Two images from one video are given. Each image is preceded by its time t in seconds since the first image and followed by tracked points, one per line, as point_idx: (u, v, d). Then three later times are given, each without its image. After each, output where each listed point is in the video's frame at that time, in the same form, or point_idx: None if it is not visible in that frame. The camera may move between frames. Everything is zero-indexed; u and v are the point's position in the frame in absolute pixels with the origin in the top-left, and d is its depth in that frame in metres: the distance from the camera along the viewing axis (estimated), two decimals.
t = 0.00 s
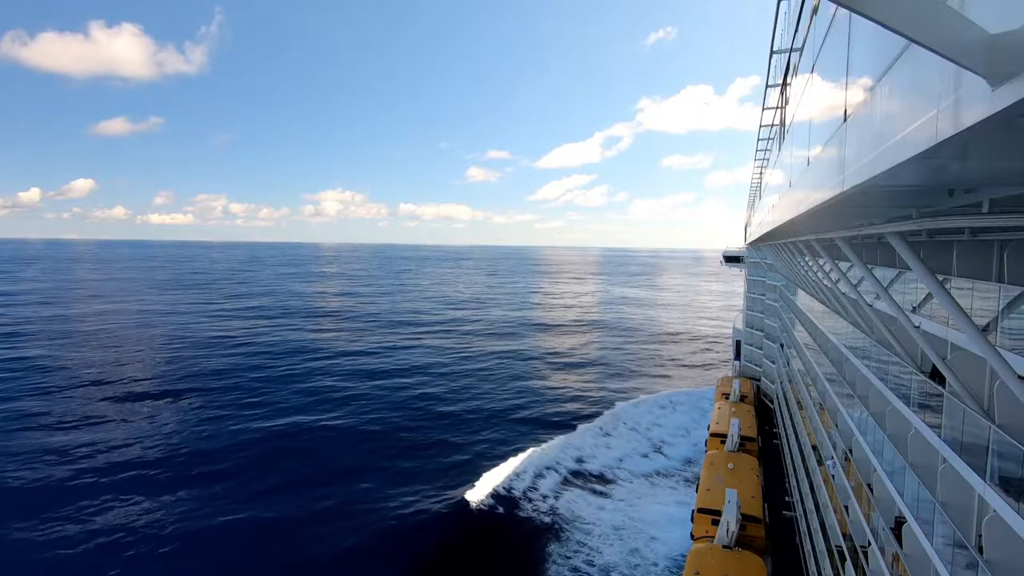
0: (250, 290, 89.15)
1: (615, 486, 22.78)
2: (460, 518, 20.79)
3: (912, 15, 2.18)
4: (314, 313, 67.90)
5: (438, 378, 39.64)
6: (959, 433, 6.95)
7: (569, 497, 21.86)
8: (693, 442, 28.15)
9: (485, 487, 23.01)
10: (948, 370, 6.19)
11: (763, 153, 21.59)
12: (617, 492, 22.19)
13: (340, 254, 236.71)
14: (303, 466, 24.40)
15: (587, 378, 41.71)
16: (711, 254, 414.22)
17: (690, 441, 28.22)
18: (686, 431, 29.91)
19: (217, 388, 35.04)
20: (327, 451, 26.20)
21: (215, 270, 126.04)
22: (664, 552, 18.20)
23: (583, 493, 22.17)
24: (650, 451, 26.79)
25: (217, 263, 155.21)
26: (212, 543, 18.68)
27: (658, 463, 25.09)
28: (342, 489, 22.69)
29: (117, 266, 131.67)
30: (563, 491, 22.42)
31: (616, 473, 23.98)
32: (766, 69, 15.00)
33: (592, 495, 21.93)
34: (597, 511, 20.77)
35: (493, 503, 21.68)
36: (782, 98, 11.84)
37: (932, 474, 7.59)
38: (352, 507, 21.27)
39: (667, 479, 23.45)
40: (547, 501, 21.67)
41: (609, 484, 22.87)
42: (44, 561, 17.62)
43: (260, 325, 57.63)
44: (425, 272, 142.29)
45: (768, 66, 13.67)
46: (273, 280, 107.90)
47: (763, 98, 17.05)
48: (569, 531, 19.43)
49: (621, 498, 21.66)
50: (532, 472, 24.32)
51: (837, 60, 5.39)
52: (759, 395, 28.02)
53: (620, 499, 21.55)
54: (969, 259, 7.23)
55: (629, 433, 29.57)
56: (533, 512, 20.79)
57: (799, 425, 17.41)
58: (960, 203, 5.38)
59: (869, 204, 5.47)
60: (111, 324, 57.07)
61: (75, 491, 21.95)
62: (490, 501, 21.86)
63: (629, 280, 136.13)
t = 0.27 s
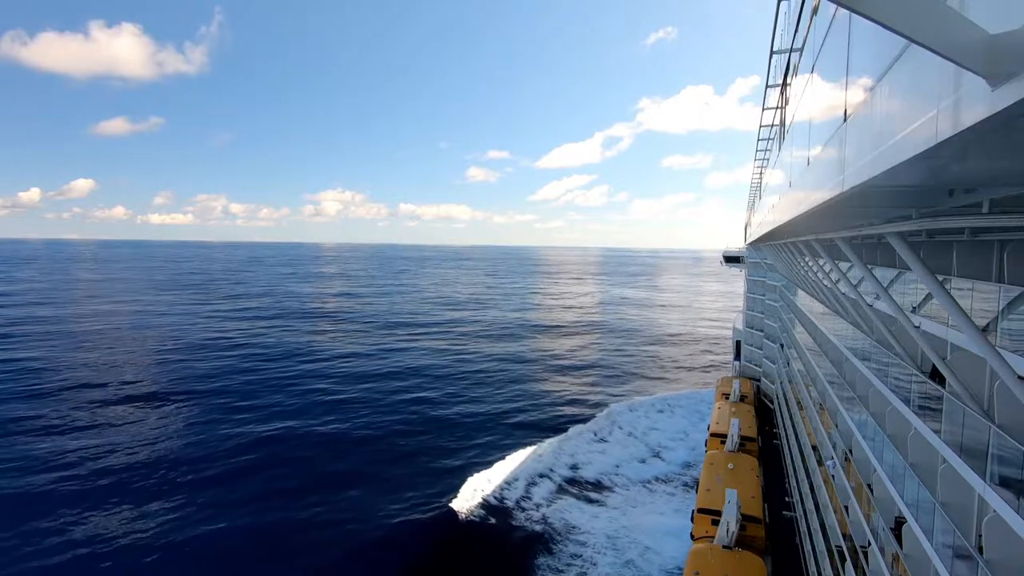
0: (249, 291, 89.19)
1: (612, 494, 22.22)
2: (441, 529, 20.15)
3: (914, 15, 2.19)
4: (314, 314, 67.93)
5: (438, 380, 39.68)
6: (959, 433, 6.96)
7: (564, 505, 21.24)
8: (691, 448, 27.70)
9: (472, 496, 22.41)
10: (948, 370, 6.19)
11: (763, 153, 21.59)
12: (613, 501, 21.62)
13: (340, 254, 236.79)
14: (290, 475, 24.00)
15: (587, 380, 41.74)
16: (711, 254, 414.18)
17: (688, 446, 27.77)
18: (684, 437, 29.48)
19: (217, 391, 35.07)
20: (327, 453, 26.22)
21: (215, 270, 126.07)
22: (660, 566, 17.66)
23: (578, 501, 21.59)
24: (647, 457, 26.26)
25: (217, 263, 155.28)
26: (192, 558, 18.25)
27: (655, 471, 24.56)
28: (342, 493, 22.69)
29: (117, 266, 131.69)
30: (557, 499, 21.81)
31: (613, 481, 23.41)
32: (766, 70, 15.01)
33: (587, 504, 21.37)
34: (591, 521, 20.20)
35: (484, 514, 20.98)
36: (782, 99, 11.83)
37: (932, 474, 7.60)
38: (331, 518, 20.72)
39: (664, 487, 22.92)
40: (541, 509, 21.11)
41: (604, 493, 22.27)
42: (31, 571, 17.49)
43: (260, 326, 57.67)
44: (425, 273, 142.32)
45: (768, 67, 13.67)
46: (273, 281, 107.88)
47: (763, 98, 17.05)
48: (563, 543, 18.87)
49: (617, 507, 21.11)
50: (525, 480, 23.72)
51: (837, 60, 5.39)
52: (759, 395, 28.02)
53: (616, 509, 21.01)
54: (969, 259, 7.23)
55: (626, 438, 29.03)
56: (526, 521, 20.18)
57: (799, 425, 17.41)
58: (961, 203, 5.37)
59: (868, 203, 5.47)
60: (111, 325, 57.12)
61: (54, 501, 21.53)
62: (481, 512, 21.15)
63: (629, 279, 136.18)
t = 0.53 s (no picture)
0: (250, 291, 89.31)
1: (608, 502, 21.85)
2: (427, 541, 19.59)
3: (915, 15, 2.19)
4: (314, 315, 68.04)
5: (438, 382, 39.74)
6: (959, 433, 6.96)
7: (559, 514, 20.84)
8: (689, 453, 27.51)
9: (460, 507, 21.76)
10: (949, 370, 6.18)
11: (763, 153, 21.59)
12: (608, 508, 21.31)
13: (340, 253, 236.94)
14: (283, 481, 23.80)
15: (587, 382, 41.81)
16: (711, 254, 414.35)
17: (686, 451, 27.58)
18: (681, 441, 29.30)
19: (217, 394, 35.14)
20: (327, 457, 26.26)
21: (215, 271, 126.15)
22: None
23: (572, 510, 21.15)
24: (645, 462, 26.07)
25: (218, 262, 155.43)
26: (177, 569, 17.99)
27: (652, 477, 24.32)
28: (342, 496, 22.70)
29: (118, 266, 131.84)
30: (551, 507, 21.36)
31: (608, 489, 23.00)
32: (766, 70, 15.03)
33: (582, 513, 20.96)
34: (585, 530, 19.80)
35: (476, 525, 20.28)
36: (782, 99, 11.83)
37: (932, 474, 7.60)
38: (321, 526, 20.43)
39: (661, 494, 22.66)
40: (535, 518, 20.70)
41: (600, 500, 21.96)
42: None
43: (260, 328, 57.76)
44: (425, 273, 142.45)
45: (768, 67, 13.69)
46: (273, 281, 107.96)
47: (763, 98, 17.06)
48: (557, 553, 18.53)
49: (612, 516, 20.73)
50: (518, 487, 23.22)
51: (837, 60, 5.40)
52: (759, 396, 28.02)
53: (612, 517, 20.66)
54: (969, 259, 7.23)
55: (622, 443, 28.76)
56: (520, 531, 19.73)
57: (799, 425, 17.41)
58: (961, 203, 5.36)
59: (868, 204, 5.47)
60: (111, 326, 57.21)
61: (43, 509, 21.35)
62: (474, 522, 20.52)
63: (629, 279, 136.32)
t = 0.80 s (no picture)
0: (250, 291, 89.39)
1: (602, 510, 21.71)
2: (419, 550, 19.43)
3: (915, 15, 2.20)
4: (314, 316, 68.15)
5: (437, 385, 39.82)
6: (959, 433, 6.96)
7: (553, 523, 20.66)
8: (687, 457, 27.42)
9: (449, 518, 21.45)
10: (949, 370, 6.19)
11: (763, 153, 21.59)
12: (602, 516, 21.18)
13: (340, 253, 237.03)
14: (277, 488, 23.69)
15: (586, 384, 41.87)
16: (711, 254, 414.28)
17: (684, 455, 27.47)
18: (679, 445, 29.21)
19: (218, 397, 35.22)
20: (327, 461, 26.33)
21: (215, 271, 126.26)
22: None
23: (567, 519, 20.97)
24: (643, 466, 26.04)
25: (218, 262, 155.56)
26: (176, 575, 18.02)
27: (648, 483, 24.23)
28: (341, 501, 22.75)
29: (117, 266, 131.90)
30: (545, 516, 21.18)
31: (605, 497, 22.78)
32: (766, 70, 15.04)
33: (576, 521, 20.81)
34: (577, 540, 19.65)
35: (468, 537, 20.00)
36: (782, 99, 11.84)
37: (932, 474, 7.61)
38: (320, 532, 20.47)
39: (656, 501, 22.56)
40: (528, 526, 20.52)
41: (594, 508, 21.83)
42: None
43: (260, 329, 57.84)
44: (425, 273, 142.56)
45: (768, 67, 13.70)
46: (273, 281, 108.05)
47: (763, 98, 17.07)
48: (550, 564, 18.38)
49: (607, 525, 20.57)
50: (509, 496, 22.95)
51: (837, 60, 5.40)
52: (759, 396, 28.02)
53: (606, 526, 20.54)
54: (969, 259, 7.23)
55: (620, 448, 28.68)
56: (511, 542, 19.51)
57: (799, 425, 17.41)
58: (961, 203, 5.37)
59: (868, 203, 5.47)
60: (112, 327, 57.27)
61: (42, 514, 21.40)
62: (465, 534, 20.21)
63: (629, 279, 136.48)
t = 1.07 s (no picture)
0: (249, 292, 89.43)
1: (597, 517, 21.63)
2: (414, 556, 19.39)
3: (914, 16, 2.20)
4: (314, 317, 68.22)
5: (437, 389, 39.88)
6: (959, 433, 6.96)
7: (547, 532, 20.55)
8: (685, 460, 27.43)
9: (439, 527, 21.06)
10: (949, 370, 6.18)
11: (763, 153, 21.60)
12: (596, 524, 21.10)
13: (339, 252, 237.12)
14: (274, 495, 23.63)
15: (585, 387, 41.92)
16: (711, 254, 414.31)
17: (683, 458, 27.48)
18: (678, 449, 29.14)
19: (217, 401, 35.27)
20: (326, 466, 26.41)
21: (214, 270, 126.33)
22: None
23: (561, 527, 20.86)
24: (641, 470, 26.01)
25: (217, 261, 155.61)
26: None
27: (645, 488, 24.18)
28: (340, 508, 22.82)
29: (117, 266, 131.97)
30: (540, 524, 21.06)
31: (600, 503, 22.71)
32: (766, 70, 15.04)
33: (570, 530, 20.72)
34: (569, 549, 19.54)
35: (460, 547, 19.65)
36: (782, 98, 11.84)
37: (933, 474, 7.60)
38: (318, 539, 20.52)
39: (652, 508, 22.48)
40: (522, 534, 20.42)
41: (588, 515, 21.78)
42: None
43: (260, 330, 57.87)
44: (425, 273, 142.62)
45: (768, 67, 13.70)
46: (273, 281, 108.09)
47: (763, 98, 17.07)
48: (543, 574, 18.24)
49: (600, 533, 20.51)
50: (502, 504, 22.66)
51: (837, 60, 5.41)
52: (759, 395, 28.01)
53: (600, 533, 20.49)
54: (969, 259, 7.23)
55: (617, 452, 28.66)
56: (502, 553, 19.25)
57: (799, 424, 17.40)
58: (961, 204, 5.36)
59: (869, 203, 5.46)
60: (112, 328, 57.30)
61: (43, 519, 21.47)
62: (456, 544, 19.79)
63: (629, 279, 136.57)
